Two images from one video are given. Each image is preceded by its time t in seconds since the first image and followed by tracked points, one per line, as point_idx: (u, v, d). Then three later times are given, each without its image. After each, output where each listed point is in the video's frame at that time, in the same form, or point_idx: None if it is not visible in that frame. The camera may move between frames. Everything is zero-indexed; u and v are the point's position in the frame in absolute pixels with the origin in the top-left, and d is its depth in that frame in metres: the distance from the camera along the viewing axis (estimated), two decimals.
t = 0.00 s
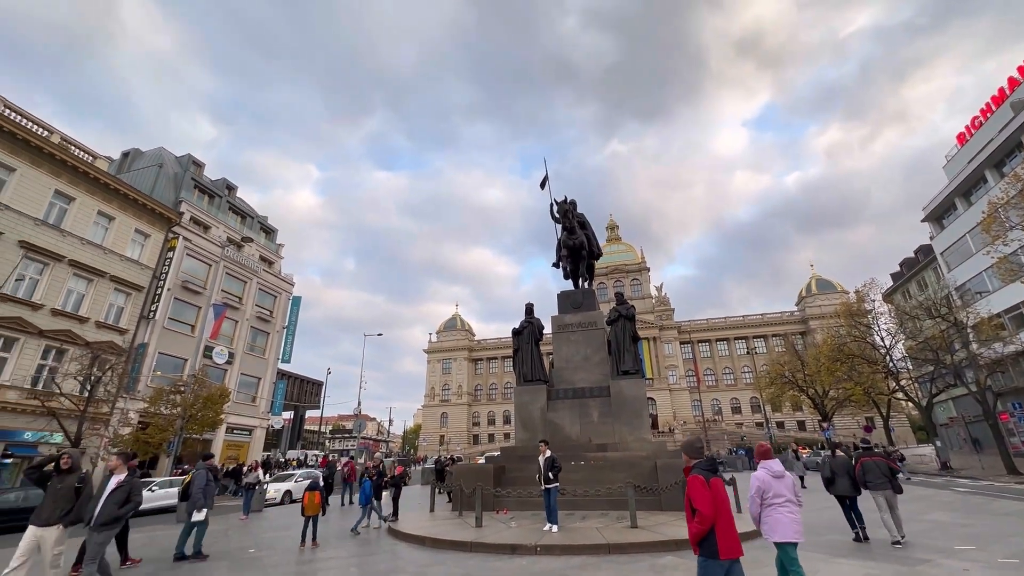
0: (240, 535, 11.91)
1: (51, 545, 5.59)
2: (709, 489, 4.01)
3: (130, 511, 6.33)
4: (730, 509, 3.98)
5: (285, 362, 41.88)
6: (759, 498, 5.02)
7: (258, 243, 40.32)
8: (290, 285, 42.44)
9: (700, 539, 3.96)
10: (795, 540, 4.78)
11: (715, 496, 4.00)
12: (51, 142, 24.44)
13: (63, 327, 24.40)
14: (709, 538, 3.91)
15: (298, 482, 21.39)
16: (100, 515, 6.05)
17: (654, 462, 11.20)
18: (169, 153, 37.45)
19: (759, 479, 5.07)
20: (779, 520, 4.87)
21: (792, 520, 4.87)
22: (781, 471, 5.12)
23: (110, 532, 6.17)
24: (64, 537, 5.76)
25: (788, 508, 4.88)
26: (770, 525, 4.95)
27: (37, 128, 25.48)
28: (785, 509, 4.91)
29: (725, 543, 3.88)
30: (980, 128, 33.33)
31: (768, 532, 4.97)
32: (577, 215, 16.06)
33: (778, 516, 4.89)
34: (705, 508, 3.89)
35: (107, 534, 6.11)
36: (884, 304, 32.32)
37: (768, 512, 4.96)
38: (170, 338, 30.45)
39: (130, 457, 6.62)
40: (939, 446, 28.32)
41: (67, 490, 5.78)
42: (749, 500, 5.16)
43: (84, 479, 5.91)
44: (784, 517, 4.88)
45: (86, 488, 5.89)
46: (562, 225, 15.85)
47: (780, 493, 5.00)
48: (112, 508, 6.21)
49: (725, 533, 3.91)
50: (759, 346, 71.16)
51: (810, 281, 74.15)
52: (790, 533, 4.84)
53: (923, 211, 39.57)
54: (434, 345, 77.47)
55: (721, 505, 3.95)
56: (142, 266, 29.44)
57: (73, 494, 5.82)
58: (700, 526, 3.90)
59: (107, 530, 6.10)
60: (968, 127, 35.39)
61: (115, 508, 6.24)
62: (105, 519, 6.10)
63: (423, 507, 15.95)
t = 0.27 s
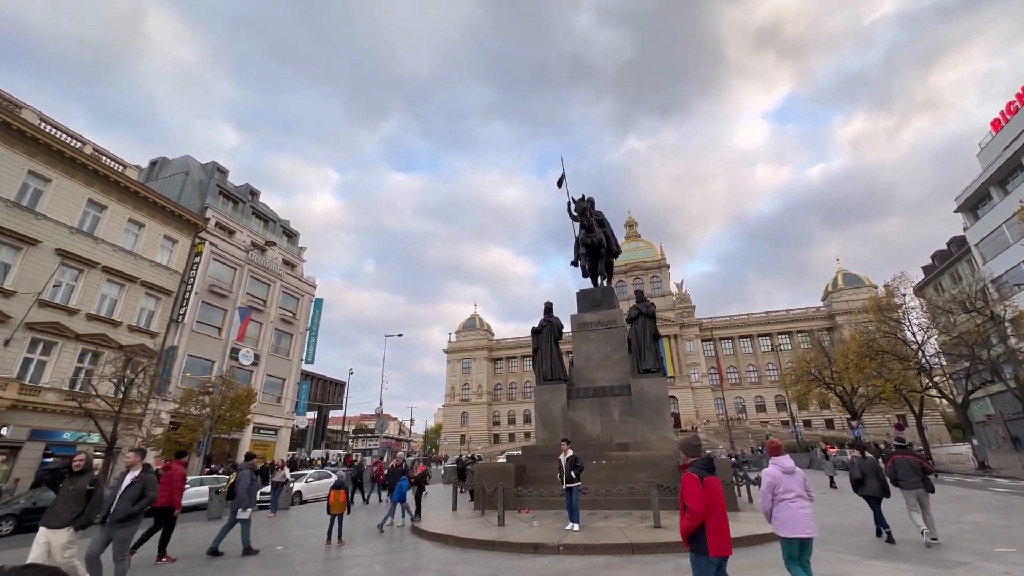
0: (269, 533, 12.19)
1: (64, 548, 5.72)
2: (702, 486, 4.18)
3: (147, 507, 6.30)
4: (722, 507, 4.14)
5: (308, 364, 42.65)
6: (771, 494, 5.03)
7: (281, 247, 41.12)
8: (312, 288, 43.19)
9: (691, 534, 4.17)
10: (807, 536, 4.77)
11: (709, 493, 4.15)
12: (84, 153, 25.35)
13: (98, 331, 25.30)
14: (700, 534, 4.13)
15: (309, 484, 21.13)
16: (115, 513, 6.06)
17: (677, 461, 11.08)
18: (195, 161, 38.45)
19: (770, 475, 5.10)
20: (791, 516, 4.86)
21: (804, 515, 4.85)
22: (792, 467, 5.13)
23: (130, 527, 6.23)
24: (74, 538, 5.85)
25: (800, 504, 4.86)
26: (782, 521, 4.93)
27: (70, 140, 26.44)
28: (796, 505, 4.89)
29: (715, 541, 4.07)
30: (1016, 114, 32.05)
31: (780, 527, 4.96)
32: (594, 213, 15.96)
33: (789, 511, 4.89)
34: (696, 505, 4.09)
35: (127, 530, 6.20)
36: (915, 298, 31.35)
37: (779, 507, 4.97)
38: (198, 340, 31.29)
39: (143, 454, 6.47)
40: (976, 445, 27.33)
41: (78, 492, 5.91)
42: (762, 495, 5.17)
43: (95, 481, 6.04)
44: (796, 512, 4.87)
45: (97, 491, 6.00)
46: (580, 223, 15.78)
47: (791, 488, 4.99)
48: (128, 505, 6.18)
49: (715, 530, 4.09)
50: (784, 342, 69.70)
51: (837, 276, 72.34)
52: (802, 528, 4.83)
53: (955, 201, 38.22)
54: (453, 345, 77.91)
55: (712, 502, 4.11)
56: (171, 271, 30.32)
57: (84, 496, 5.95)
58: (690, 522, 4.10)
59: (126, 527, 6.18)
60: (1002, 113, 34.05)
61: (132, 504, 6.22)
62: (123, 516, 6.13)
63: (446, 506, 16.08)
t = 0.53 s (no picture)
0: (309, 525, 12.60)
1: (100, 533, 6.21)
2: (715, 481, 4.44)
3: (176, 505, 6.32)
4: (735, 502, 4.42)
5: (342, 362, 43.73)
6: (799, 488, 5.26)
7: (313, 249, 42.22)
8: (344, 288, 44.21)
9: (706, 529, 4.43)
10: (832, 529, 5.02)
11: (721, 488, 4.44)
12: (128, 164, 26.60)
13: (146, 332, 26.60)
14: (715, 528, 4.38)
15: (331, 481, 21.11)
16: (144, 511, 6.17)
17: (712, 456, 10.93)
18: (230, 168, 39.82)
19: (798, 470, 5.34)
20: (818, 509, 5.11)
21: (831, 509, 5.10)
22: (820, 462, 5.36)
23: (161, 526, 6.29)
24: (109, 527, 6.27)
25: (826, 498, 5.11)
26: (808, 514, 5.19)
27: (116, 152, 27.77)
28: (823, 499, 5.15)
29: (730, 535, 4.32)
30: None
31: (806, 520, 5.22)
32: (622, 206, 15.80)
33: (815, 505, 5.15)
34: (708, 499, 4.37)
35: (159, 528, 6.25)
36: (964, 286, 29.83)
37: (806, 501, 5.22)
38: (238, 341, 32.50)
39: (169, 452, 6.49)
40: None
41: (114, 484, 6.32)
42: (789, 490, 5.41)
43: (128, 475, 6.37)
44: (821, 505, 5.14)
45: (128, 485, 6.33)
46: (607, 217, 15.66)
47: (818, 483, 5.25)
48: (158, 504, 6.26)
49: (730, 524, 4.36)
50: (822, 334, 67.39)
51: (878, 265, 69.45)
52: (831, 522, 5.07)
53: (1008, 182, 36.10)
54: (482, 341, 78.42)
55: (725, 496, 4.41)
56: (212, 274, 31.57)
57: (119, 488, 6.34)
58: (705, 516, 4.38)
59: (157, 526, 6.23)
60: None
61: (162, 502, 6.30)
62: (152, 515, 6.20)
63: (478, 501, 16.27)
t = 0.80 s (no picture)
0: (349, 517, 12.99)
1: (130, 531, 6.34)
2: (730, 477, 4.66)
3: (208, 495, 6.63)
4: (750, 497, 4.59)
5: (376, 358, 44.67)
6: (823, 483, 5.23)
7: (346, 249, 43.19)
8: (376, 286, 45.09)
9: (723, 523, 4.60)
10: (860, 523, 4.91)
11: (736, 484, 4.64)
12: (170, 172, 27.76)
13: (191, 333, 27.82)
14: (731, 523, 4.55)
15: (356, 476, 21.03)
16: (180, 499, 6.50)
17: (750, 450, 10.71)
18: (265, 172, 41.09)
19: (823, 465, 5.29)
20: (843, 505, 5.04)
21: (856, 504, 5.02)
22: (845, 457, 5.29)
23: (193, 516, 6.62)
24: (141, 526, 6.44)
25: (851, 493, 5.04)
26: (833, 508, 5.13)
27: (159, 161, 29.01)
28: (849, 494, 5.08)
29: (746, 529, 4.50)
30: None
31: (831, 515, 5.15)
32: (651, 197, 15.52)
33: (841, 499, 5.07)
34: (724, 495, 4.55)
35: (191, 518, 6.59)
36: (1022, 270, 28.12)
37: (831, 496, 5.15)
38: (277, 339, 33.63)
39: (201, 444, 6.90)
40: None
41: (145, 482, 6.55)
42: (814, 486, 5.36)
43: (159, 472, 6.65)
44: (846, 501, 5.05)
45: (160, 480, 6.60)
46: (636, 208, 15.42)
47: (844, 478, 5.19)
48: (192, 492, 6.58)
49: (745, 518, 4.52)
50: (865, 324, 64.70)
51: (925, 250, 66.12)
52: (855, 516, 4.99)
53: None
54: (512, 337, 78.66)
55: (740, 491, 4.60)
56: (251, 276, 32.69)
57: (149, 486, 6.56)
58: (721, 511, 4.56)
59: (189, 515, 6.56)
60: None
61: (195, 491, 6.60)
62: (186, 504, 6.53)
63: (512, 495, 16.40)
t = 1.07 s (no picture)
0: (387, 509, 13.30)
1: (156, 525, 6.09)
2: (746, 465, 4.64)
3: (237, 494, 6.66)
4: (764, 486, 4.55)
5: (408, 354, 45.45)
6: (847, 474, 5.11)
7: (376, 247, 43.97)
8: (407, 282, 45.77)
9: (737, 511, 4.55)
10: (886, 514, 4.80)
11: (751, 473, 4.61)
12: (209, 178, 28.82)
13: (233, 331, 28.92)
14: (745, 511, 4.49)
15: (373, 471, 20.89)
16: (211, 496, 6.43)
17: (791, 444, 10.42)
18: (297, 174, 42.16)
19: (847, 455, 5.18)
20: (869, 495, 4.91)
21: (882, 495, 4.90)
22: (870, 448, 5.16)
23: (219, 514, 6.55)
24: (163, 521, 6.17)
25: (878, 483, 4.92)
26: (857, 500, 5.02)
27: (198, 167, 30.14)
28: (874, 485, 4.96)
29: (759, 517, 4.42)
30: None
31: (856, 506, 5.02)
32: (681, 185, 15.19)
33: (865, 492, 4.96)
34: (740, 483, 4.53)
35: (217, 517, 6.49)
36: None
37: (854, 488, 5.05)
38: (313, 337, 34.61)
39: (232, 443, 6.96)
40: None
41: (171, 473, 6.34)
42: (838, 476, 5.26)
43: (188, 462, 6.50)
44: (870, 492, 4.93)
45: (188, 472, 6.43)
46: (666, 197, 15.11)
47: (870, 469, 5.06)
48: (221, 490, 6.58)
49: (759, 507, 4.46)
50: (912, 311, 61.75)
51: (978, 231, 62.47)
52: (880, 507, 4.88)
53: None
54: (542, 330, 78.58)
55: (755, 480, 4.56)
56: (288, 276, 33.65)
57: (177, 476, 6.37)
58: (736, 499, 4.52)
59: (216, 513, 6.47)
60: None
61: (223, 489, 6.61)
62: (216, 500, 6.46)
63: (546, 487, 16.47)
